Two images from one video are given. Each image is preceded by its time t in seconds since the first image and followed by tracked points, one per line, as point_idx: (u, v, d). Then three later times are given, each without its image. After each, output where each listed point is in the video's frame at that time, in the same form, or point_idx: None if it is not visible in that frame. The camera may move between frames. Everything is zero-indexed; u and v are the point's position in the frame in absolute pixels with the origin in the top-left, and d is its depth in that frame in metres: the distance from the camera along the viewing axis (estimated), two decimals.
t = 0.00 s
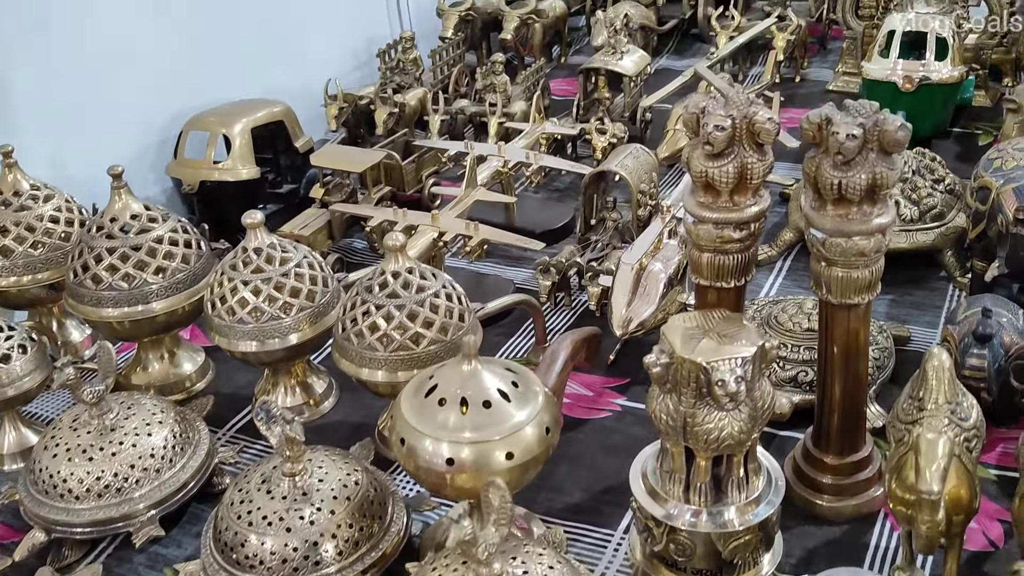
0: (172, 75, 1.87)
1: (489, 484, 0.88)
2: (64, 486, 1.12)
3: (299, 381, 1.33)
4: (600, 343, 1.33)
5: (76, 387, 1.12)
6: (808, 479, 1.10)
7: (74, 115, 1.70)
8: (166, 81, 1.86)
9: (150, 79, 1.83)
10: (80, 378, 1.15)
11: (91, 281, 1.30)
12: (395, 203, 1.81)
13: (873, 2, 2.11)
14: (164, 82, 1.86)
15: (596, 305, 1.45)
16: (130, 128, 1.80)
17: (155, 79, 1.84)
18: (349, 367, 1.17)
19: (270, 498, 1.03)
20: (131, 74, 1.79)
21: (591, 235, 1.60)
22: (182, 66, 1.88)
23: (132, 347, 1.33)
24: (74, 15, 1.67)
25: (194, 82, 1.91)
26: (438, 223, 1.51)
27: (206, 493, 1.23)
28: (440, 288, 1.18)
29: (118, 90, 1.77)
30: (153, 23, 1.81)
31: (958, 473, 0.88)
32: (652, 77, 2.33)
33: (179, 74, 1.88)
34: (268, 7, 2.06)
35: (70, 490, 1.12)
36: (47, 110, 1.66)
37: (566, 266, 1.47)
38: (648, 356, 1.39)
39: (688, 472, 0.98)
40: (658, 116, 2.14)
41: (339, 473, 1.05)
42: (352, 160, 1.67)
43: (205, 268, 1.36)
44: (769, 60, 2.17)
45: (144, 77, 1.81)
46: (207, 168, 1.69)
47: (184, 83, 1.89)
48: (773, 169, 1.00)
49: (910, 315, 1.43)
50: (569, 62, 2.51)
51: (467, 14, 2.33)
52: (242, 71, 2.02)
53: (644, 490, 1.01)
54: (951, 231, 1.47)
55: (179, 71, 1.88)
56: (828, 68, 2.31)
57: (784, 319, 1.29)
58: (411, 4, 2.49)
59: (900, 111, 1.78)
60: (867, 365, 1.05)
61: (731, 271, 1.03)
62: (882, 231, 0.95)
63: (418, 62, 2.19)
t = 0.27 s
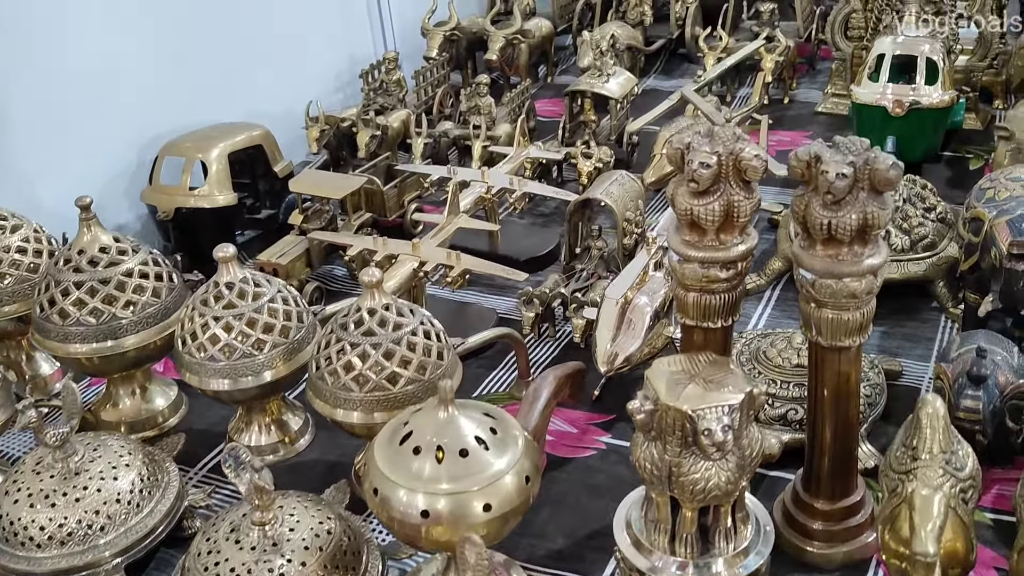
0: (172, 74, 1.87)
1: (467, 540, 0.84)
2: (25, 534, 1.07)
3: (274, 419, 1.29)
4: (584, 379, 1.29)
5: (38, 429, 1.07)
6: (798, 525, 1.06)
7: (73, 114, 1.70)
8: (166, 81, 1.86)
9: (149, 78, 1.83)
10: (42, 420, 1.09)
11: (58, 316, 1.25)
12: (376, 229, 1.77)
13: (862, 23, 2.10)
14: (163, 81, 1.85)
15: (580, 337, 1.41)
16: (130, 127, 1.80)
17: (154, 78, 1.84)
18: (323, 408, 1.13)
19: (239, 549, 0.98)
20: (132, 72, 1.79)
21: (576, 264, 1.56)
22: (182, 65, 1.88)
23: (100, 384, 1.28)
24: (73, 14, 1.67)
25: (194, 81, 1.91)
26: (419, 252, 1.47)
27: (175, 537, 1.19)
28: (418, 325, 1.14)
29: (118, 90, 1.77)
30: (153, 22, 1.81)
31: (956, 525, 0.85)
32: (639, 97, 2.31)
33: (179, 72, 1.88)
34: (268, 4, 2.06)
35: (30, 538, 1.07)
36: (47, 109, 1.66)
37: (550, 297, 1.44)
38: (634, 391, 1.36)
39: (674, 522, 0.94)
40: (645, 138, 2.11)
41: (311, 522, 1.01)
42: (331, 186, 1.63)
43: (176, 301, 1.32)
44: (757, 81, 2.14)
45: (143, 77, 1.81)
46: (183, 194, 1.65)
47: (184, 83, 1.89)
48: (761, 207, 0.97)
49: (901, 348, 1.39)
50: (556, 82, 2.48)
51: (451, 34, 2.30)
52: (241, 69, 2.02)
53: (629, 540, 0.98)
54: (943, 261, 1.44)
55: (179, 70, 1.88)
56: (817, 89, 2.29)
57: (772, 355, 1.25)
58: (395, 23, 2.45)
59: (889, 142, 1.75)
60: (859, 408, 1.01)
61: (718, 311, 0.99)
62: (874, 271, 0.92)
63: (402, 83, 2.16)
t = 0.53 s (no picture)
0: (173, 74, 1.85)
1: None
2: None
3: (251, 459, 1.25)
4: (572, 417, 1.24)
5: None
6: None
7: (77, 116, 1.69)
8: (167, 83, 1.84)
9: (151, 80, 1.81)
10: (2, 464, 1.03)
11: (25, 353, 1.21)
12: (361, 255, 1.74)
13: (855, 44, 2.08)
14: (164, 83, 1.84)
15: (568, 371, 1.36)
16: (131, 131, 1.79)
17: (156, 79, 1.82)
18: (299, 451, 1.08)
19: None
20: (132, 74, 1.77)
21: (564, 294, 1.52)
22: (183, 65, 1.87)
23: (68, 422, 1.24)
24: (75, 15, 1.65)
25: (194, 82, 1.90)
26: (402, 282, 1.43)
27: None
28: (398, 364, 1.09)
29: (120, 92, 1.75)
30: (154, 22, 1.80)
31: None
32: (629, 118, 2.27)
33: (180, 73, 1.87)
34: (267, 4, 2.06)
35: None
36: (51, 112, 1.64)
37: (537, 329, 1.39)
38: (623, 428, 1.31)
39: None
40: (636, 160, 2.08)
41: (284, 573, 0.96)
42: (313, 214, 1.58)
43: (149, 336, 1.27)
44: (750, 103, 2.11)
45: (145, 78, 1.80)
46: (160, 221, 1.60)
47: (184, 84, 1.88)
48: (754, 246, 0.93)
49: (898, 383, 1.35)
50: (545, 101, 2.45)
51: (439, 53, 2.27)
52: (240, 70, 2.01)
53: None
54: (941, 292, 1.40)
55: (179, 71, 1.87)
56: (810, 110, 2.26)
57: (767, 392, 1.21)
58: (382, 42, 2.41)
59: (885, 166, 1.69)
60: (857, 454, 0.97)
61: (710, 353, 0.95)
62: (873, 315, 0.88)
63: (388, 104, 2.12)
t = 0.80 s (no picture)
0: (172, 76, 1.84)
1: None
2: None
3: (222, 492, 1.19)
4: (558, 449, 1.19)
5: None
6: None
7: (76, 116, 1.67)
8: (167, 88, 1.84)
9: (150, 81, 1.80)
10: None
11: None
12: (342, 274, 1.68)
13: (850, 58, 2.04)
14: (163, 84, 1.83)
15: (555, 399, 1.31)
16: (130, 136, 1.77)
17: (155, 80, 1.81)
18: (268, 489, 1.03)
19: None
20: (133, 78, 1.76)
21: (551, 316, 1.47)
22: (182, 67, 1.86)
23: (29, 454, 1.17)
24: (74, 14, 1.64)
25: (193, 84, 1.89)
26: (383, 304, 1.37)
27: None
28: (374, 397, 1.03)
29: (119, 93, 1.74)
30: (153, 22, 1.79)
31: None
32: (620, 132, 2.22)
33: (179, 74, 1.86)
34: (267, 6, 2.05)
35: None
36: (51, 111, 1.63)
37: (522, 355, 1.34)
38: (612, 459, 1.26)
39: None
40: (626, 176, 2.03)
41: None
42: (291, 232, 1.52)
43: (115, 363, 1.21)
44: (743, 117, 2.06)
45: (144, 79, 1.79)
46: (133, 240, 1.54)
47: (183, 86, 1.87)
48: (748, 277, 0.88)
49: (898, 413, 1.30)
50: (534, 114, 2.40)
51: (426, 65, 2.22)
52: (239, 73, 2.00)
53: None
54: (942, 317, 1.35)
55: (179, 73, 1.86)
56: (804, 124, 2.21)
57: (762, 424, 1.16)
58: (367, 53, 2.36)
59: (882, 183, 1.64)
60: (858, 497, 0.92)
61: (702, 390, 0.89)
62: (875, 352, 0.83)
63: (373, 117, 2.07)
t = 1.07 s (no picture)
0: (170, 75, 1.82)
1: None
2: None
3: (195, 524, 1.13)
4: (549, 479, 1.13)
5: None
6: None
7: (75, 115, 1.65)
8: (166, 89, 1.82)
9: (148, 81, 1.78)
10: None
11: None
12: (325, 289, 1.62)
13: (849, 68, 2.00)
14: (161, 84, 1.81)
15: (545, 424, 1.25)
16: (128, 137, 1.75)
17: (152, 80, 1.79)
18: (242, 525, 0.97)
19: None
20: (132, 78, 1.74)
21: (542, 336, 1.41)
22: (180, 67, 1.84)
23: None
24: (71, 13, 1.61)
25: (192, 84, 1.87)
26: (367, 323, 1.32)
27: None
28: (354, 427, 0.98)
29: (117, 91, 1.72)
30: (152, 22, 1.77)
31: None
32: (613, 142, 2.17)
33: (177, 74, 1.84)
34: (267, 7, 2.03)
35: None
36: (50, 112, 1.60)
37: (512, 378, 1.28)
38: (605, 488, 1.20)
39: None
40: (620, 188, 1.98)
41: None
42: (272, 246, 1.46)
43: (83, 387, 1.15)
44: (739, 128, 2.01)
45: (143, 79, 1.77)
46: (108, 253, 1.48)
47: (181, 86, 1.85)
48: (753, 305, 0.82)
49: (903, 440, 1.25)
50: (526, 123, 2.35)
51: (415, 72, 2.16)
52: (237, 74, 1.98)
53: None
54: (948, 339, 1.30)
55: (177, 73, 1.84)
56: (802, 135, 2.17)
57: (762, 453, 1.11)
58: (355, 60, 2.31)
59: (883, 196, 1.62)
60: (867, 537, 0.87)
61: (702, 425, 0.84)
62: (886, 387, 0.78)
63: (360, 125, 2.01)
